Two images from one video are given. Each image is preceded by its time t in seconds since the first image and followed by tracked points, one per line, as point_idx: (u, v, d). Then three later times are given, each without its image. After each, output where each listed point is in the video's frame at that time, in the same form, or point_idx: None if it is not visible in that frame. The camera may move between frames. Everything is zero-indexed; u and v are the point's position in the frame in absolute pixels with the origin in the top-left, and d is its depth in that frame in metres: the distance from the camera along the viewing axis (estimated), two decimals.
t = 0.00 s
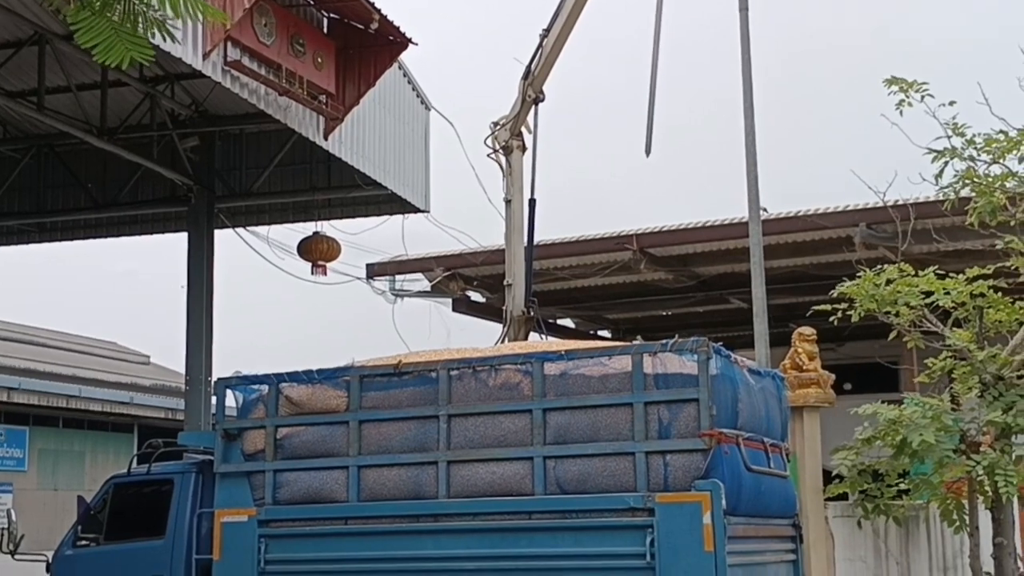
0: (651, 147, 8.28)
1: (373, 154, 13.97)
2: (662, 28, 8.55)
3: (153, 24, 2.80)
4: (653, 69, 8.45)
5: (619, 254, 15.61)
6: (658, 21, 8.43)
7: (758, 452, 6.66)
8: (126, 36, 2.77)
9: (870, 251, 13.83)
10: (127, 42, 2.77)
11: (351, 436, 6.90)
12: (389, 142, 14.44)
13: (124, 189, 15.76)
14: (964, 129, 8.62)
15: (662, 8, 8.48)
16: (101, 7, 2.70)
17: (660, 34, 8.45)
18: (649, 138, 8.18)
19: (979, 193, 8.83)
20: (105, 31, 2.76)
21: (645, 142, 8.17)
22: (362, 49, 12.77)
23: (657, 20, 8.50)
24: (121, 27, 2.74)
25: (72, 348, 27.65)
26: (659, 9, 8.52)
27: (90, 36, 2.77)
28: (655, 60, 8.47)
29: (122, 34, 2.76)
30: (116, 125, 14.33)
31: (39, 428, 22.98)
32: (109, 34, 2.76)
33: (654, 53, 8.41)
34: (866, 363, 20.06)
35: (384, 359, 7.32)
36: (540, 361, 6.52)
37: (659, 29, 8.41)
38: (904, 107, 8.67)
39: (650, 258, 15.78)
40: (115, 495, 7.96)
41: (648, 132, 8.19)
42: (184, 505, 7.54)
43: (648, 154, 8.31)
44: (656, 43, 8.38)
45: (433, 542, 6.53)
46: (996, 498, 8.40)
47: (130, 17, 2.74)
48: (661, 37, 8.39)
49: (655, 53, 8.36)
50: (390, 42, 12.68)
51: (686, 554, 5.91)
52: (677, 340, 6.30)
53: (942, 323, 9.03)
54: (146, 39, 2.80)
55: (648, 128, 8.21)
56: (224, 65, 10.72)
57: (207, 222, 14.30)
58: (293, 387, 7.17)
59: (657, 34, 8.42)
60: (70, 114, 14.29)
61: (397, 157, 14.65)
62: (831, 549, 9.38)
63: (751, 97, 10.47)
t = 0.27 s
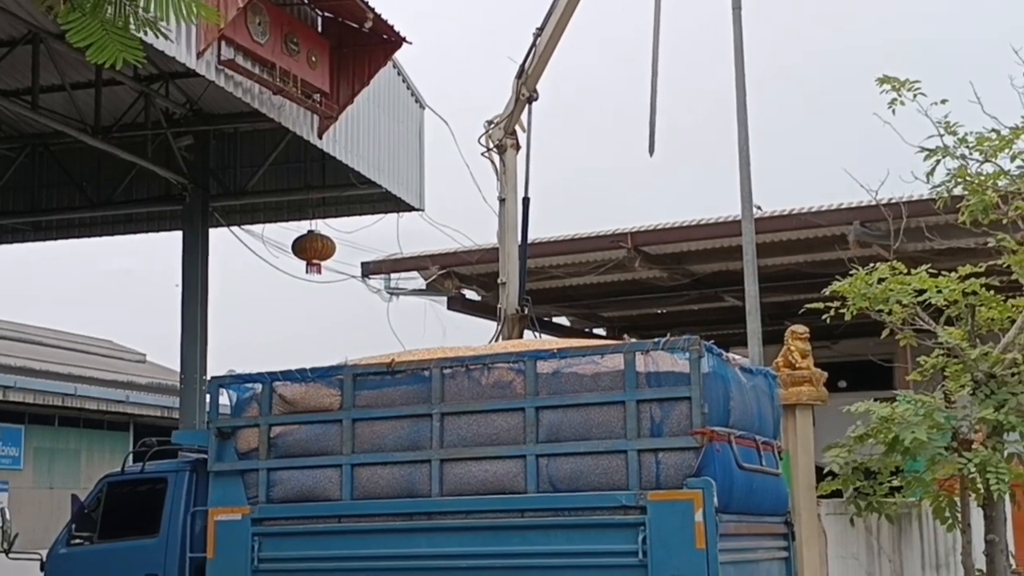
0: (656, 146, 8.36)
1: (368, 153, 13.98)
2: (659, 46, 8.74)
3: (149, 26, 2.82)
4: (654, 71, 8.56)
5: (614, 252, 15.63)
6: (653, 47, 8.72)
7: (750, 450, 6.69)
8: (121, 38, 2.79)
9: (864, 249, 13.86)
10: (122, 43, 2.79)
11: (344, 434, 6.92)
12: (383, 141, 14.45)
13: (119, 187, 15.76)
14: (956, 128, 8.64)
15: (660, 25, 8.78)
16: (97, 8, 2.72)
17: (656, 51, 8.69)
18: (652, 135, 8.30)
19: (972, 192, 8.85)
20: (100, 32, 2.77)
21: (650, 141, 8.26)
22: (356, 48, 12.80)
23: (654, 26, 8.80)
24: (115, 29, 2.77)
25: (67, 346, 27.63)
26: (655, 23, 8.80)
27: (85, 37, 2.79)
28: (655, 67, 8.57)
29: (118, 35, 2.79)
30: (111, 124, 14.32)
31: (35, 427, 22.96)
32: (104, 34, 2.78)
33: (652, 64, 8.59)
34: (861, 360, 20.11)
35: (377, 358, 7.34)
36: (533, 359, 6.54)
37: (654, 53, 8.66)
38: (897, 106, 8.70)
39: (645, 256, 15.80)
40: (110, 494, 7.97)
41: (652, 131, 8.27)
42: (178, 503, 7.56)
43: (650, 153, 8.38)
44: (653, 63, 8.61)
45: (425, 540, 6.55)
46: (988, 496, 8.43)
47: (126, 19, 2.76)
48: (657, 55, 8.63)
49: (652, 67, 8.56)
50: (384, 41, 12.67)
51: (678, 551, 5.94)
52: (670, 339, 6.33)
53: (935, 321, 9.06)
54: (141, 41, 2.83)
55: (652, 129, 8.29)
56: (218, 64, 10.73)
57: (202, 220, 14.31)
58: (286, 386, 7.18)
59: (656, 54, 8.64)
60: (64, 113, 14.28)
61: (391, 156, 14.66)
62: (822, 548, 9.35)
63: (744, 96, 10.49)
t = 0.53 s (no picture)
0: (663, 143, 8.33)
1: (360, 153, 14.00)
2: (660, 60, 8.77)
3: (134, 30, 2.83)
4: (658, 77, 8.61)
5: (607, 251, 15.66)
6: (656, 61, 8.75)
7: (738, 450, 6.72)
8: (107, 41, 2.80)
9: (855, 248, 13.89)
10: (107, 46, 2.80)
11: (335, 434, 6.94)
12: (376, 140, 14.47)
13: (112, 187, 15.76)
14: (945, 128, 8.67)
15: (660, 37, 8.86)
16: (82, 13, 2.72)
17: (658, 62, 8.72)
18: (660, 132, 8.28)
19: (961, 191, 8.88)
20: (85, 35, 2.78)
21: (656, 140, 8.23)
22: (348, 48, 12.84)
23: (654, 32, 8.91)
24: (101, 32, 2.78)
25: (62, 345, 27.63)
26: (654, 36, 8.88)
27: (69, 39, 2.79)
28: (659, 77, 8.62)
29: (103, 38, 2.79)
30: (103, 124, 14.32)
31: (30, 426, 22.95)
32: (89, 38, 2.79)
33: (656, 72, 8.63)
34: (854, 359, 20.16)
35: (368, 358, 7.36)
36: (522, 360, 6.56)
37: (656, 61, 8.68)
38: (886, 107, 8.73)
39: (638, 255, 15.82)
40: (101, 494, 7.99)
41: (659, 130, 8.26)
42: (169, 503, 7.58)
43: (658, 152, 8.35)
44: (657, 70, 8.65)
45: (414, 540, 6.57)
46: (977, 495, 8.45)
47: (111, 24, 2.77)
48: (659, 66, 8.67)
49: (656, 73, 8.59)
50: (376, 41, 12.75)
51: (666, 550, 5.97)
52: (658, 339, 6.35)
53: (925, 320, 9.09)
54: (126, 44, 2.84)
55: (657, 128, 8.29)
56: (209, 64, 10.74)
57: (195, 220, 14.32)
58: (277, 386, 7.20)
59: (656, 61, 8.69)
60: (57, 113, 14.28)
61: (384, 155, 14.68)
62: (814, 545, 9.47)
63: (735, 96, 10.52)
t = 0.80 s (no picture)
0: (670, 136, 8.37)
1: (352, 152, 14.01)
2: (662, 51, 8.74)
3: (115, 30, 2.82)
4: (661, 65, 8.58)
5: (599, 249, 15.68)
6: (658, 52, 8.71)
7: (726, 449, 6.74)
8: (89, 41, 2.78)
9: (846, 246, 13.93)
10: (90, 47, 2.78)
11: (324, 434, 6.94)
12: (367, 139, 14.47)
13: (103, 185, 15.76)
14: (934, 128, 8.70)
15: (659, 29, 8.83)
16: (65, 14, 2.70)
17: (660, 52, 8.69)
18: (667, 124, 8.30)
19: (950, 191, 8.90)
20: (67, 37, 2.75)
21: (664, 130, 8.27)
22: (339, 47, 12.87)
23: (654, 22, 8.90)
24: (84, 33, 2.76)
25: (55, 342, 27.59)
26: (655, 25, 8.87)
27: (53, 40, 2.76)
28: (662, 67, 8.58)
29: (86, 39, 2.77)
30: (95, 122, 14.32)
31: (23, 424, 22.91)
32: (71, 39, 2.76)
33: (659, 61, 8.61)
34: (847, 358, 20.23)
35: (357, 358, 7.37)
36: (510, 359, 6.58)
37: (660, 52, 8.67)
38: (874, 106, 8.77)
39: (630, 254, 15.84)
40: (91, 493, 8.00)
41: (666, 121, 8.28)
42: (159, 502, 7.59)
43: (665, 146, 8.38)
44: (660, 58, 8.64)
45: (402, 539, 6.59)
46: (965, 493, 8.48)
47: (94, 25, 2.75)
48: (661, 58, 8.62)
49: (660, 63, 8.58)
50: (367, 40, 12.80)
51: (653, 549, 5.99)
52: (646, 338, 6.38)
53: (913, 319, 9.12)
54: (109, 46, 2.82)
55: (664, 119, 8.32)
56: (200, 63, 10.74)
57: (186, 218, 14.33)
58: (266, 385, 7.21)
59: (658, 50, 8.68)
60: (48, 111, 14.27)
61: (376, 154, 14.69)
62: (803, 544, 9.41)
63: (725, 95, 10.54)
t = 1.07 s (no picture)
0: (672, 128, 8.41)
1: (344, 150, 14.03)
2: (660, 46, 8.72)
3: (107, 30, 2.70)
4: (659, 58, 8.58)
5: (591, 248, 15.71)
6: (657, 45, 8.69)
7: (714, 447, 6.77)
8: (79, 40, 2.68)
9: (838, 245, 13.97)
10: (80, 46, 2.67)
11: (314, 432, 6.96)
12: (360, 137, 14.49)
13: (96, 182, 15.76)
14: (923, 128, 8.74)
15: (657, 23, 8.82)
16: (53, 14, 2.58)
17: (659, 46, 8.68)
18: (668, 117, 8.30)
19: (939, 191, 8.93)
20: (56, 35, 2.65)
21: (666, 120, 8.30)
22: (331, 45, 12.88)
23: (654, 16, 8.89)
24: (73, 33, 2.65)
25: (48, 339, 27.56)
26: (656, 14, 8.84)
27: (42, 39, 2.65)
28: (661, 64, 8.56)
29: (75, 37, 2.66)
30: (87, 120, 14.32)
31: (15, 421, 22.87)
32: (60, 37, 2.66)
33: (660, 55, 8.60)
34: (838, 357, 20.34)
35: (347, 356, 7.38)
36: (500, 358, 6.59)
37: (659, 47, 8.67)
38: (863, 107, 8.81)
39: (623, 252, 15.87)
40: (81, 491, 8.02)
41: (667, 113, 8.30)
42: (149, 500, 7.62)
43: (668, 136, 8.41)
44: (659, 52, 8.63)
45: (392, 537, 6.61)
46: (953, 492, 8.52)
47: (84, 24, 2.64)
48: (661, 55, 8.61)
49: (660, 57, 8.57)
50: (359, 39, 12.79)
51: (640, 547, 6.02)
52: (634, 338, 6.40)
53: (902, 318, 9.16)
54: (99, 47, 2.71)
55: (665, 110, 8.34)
56: (192, 62, 10.76)
57: (178, 216, 14.35)
58: (256, 384, 7.22)
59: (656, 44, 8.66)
60: (40, 109, 14.27)
61: (368, 152, 14.71)
62: (792, 542, 9.48)
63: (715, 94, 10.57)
